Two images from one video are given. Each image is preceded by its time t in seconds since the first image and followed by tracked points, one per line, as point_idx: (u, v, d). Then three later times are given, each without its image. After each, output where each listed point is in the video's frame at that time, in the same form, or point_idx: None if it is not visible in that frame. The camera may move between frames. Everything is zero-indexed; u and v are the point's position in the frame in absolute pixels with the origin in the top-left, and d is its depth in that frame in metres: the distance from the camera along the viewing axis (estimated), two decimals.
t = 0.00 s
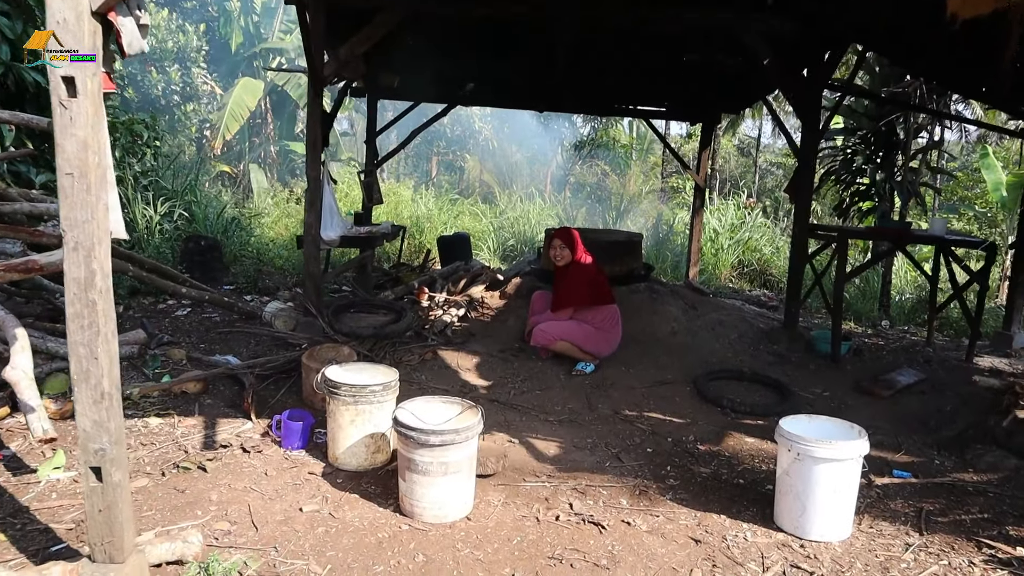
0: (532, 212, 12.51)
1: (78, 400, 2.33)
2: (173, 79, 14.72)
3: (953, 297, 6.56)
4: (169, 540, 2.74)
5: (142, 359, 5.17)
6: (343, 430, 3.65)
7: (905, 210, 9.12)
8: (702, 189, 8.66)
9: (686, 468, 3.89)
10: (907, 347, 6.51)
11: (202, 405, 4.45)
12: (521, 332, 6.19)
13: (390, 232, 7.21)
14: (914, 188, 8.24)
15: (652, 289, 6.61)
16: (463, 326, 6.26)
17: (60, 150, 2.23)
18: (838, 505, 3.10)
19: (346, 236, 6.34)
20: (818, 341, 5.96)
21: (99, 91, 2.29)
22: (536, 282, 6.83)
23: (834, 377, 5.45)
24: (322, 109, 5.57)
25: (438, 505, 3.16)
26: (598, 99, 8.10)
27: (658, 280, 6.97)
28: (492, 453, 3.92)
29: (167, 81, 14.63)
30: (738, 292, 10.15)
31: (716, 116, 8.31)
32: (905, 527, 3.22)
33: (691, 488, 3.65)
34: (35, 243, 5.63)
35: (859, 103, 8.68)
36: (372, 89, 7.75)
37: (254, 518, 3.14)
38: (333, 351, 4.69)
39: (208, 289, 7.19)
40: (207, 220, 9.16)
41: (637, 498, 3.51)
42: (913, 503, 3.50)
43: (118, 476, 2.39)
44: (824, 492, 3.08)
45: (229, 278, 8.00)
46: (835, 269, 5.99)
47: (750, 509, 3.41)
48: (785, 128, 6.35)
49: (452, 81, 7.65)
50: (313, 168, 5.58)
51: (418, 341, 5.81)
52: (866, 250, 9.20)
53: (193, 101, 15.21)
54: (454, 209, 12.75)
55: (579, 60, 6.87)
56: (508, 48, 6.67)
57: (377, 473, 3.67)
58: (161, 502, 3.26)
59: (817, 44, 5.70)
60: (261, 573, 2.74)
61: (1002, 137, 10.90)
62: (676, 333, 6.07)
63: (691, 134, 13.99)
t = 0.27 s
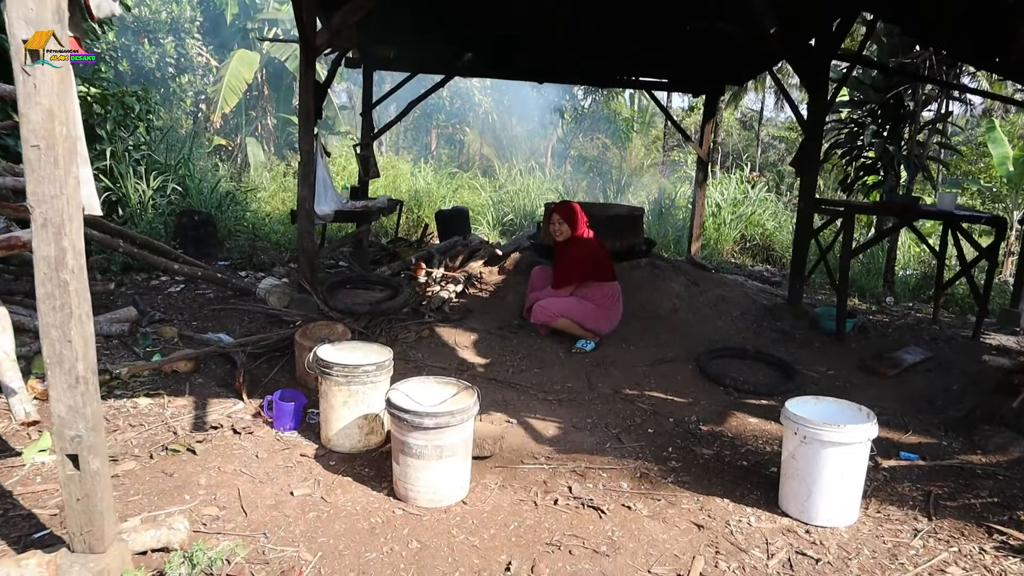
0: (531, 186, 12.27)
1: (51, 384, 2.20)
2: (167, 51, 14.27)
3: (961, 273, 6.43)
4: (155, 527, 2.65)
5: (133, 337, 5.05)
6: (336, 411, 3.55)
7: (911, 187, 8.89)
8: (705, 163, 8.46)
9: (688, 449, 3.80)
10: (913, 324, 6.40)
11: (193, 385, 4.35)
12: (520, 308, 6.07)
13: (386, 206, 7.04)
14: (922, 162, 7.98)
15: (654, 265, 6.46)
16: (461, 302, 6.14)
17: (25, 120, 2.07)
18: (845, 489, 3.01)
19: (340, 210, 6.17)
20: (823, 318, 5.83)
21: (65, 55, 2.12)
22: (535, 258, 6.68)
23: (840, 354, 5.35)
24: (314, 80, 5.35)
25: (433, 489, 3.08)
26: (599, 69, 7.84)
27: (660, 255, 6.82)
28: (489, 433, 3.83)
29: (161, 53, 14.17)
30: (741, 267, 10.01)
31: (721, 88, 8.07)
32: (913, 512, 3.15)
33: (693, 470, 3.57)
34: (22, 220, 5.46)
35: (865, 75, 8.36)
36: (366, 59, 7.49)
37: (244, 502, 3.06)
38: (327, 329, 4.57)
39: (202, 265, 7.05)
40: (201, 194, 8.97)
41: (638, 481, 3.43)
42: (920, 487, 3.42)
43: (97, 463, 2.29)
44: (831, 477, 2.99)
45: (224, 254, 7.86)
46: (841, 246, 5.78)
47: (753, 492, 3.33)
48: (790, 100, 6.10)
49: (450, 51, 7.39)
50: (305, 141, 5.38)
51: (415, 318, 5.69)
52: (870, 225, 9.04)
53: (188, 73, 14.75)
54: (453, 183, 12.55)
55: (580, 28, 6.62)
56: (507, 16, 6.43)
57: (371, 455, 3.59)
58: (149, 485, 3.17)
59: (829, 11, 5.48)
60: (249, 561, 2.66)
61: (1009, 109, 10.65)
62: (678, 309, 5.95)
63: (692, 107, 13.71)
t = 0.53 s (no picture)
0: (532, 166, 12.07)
1: (18, 381, 2.05)
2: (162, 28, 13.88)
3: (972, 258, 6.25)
4: (136, 526, 2.54)
5: (121, 323, 4.91)
6: (329, 401, 3.41)
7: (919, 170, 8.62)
8: (710, 142, 8.24)
9: (694, 441, 3.67)
10: (921, 309, 6.25)
11: (182, 372, 4.21)
12: (520, 292, 5.91)
13: (383, 186, 6.85)
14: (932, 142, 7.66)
15: (658, 247, 6.29)
16: (460, 285, 5.99)
17: None
18: (860, 486, 2.88)
19: (335, 191, 5.99)
20: (831, 302, 5.66)
21: (24, 23, 1.94)
22: (536, 240, 6.50)
23: (848, 341, 5.20)
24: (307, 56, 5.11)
25: (430, 485, 2.95)
26: (603, 45, 7.57)
27: (664, 237, 6.63)
28: (488, 424, 3.69)
29: (155, 29, 13.78)
30: (744, 249, 9.85)
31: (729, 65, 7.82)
32: (929, 510, 3.04)
33: (700, 464, 3.44)
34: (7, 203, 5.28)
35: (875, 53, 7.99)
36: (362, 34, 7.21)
37: (231, 498, 2.95)
38: (321, 314, 4.42)
39: (195, 247, 6.88)
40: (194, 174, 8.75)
41: (642, 475, 3.30)
42: (936, 482, 3.30)
43: (69, 463, 2.16)
44: (845, 473, 2.87)
45: (217, 235, 7.68)
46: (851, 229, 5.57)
47: (762, 488, 3.22)
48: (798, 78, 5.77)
49: (449, 26, 7.12)
50: (298, 119, 5.16)
51: (413, 302, 5.54)
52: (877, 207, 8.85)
53: (184, 50, 14.35)
54: (452, 162, 12.33)
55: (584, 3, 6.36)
56: None
57: (365, 447, 3.46)
58: (133, 481, 3.05)
59: None
60: (235, 561, 2.55)
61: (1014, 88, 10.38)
62: (682, 293, 5.79)
63: (695, 85, 13.40)
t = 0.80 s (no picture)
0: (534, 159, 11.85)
1: None
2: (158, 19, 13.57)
3: (988, 257, 6.07)
4: (115, 551, 2.38)
5: (109, 325, 4.74)
6: (323, 412, 3.25)
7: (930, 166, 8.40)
8: (717, 136, 8.03)
9: (707, 452, 3.51)
10: (934, 309, 6.08)
11: (171, 378, 4.04)
12: (522, 292, 5.73)
13: (382, 181, 6.65)
14: (943, 137, 7.41)
15: (664, 245, 6.10)
16: (460, 284, 5.81)
17: None
18: (885, 506, 2.71)
19: (331, 188, 5.80)
20: (843, 302, 5.47)
21: None
22: (539, 237, 6.32)
23: (863, 342, 5.01)
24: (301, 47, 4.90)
25: (429, 503, 2.79)
26: (608, 36, 7.35)
27: (670, 234, 6.45)
28: (490, 434, 3.52)
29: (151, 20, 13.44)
30: (750, 245, 9.67)
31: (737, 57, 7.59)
32: (957, 530, 2.89)
33: (713, 477, 3.28)
34: None
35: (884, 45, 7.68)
36: (360, 25, 6.99)
37: (219, 518, 2.79)
38: (315, 317, 4.24)
39: (188, 245, 6.69)
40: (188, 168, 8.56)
41: (653, 490, 3.14)
42: (963, 497, 3.14)
43: (35, 492, 2.01)
44: (870, 492, 2.70)
45: (212, 232, 7.49)
46: (865, 227, 5.36)
47: (780, 504, 3.06)
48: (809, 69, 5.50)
49: (449, 16, 6.89)
50: (293, 113, 4.96)
51: (412, 302, 5.37)
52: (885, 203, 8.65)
53: (180, 42, 14.10)
54: (453, 156, 12.13)
55: None
56: None
57: (360, 460, 3.29)
58: (114, 498, 2.89)
59: None
60: None
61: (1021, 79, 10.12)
62: (690, 293, 5.61)
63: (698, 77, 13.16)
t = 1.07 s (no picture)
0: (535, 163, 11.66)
1: None
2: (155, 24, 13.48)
3: (1000, 263, 5.92)
4: None
5: (99, 337, 4.62)
6: (316, 431, 3.12)
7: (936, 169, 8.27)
8: (720, 140, 7.90)
9: (716, 470, 3.38)
10: (946, 316, 5.93)
11: (161, 394, 3.91)
12: (523, 300, 5.61)
13: (380, 187, 6.53)
14: (950, 140, 7.25)
15: (668, 252, 5.97)
16: (460, 293, 5.68)
17: None
18: (906, 531, 2.58)
19: (327, 195, 5.67)
20: (853, 310, 5.34)
21: None
22: (540, 244, 6.18)
23: (874, 351, 4.87)
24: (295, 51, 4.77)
25: (427, 530, 2.66)
26: (608, 38, 7.23)
27: (674, 241, 6.32)
28: (491, 453, 3.39)
29: (148, 25, 13.28)
30: (754, 250, 9.53)
31: (740, 59, 7.48)
32: (981, 554, 2.75)
33: (723, 497, 3.15)
34: None
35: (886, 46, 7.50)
36: (357, 28, 6.87)
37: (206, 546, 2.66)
38: (310, 329, 4.11)
39: (182, 253, 6.56)
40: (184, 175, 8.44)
41: (662, 512, 3.01)
42: (985, 518, 3.00)
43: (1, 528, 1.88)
44: (890, 516, 2.56)
45: (207, 239, 7.37)
46: (874, 232, 5.22)
47: (795, 526, 2.93)
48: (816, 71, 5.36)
49: (447, 19, 6.78)
50: (287, 118, 4.84)
51: (410, 312, 5.24)
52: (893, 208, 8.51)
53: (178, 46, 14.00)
54: (452, 161, 12.01)
55: None
56: None
57: (356, 481, 3.17)
58: (97, 523, 2.76)
59: None
60: None
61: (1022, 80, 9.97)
62: (695, 301, 5.48)
63: (698, 80, 13.04)
